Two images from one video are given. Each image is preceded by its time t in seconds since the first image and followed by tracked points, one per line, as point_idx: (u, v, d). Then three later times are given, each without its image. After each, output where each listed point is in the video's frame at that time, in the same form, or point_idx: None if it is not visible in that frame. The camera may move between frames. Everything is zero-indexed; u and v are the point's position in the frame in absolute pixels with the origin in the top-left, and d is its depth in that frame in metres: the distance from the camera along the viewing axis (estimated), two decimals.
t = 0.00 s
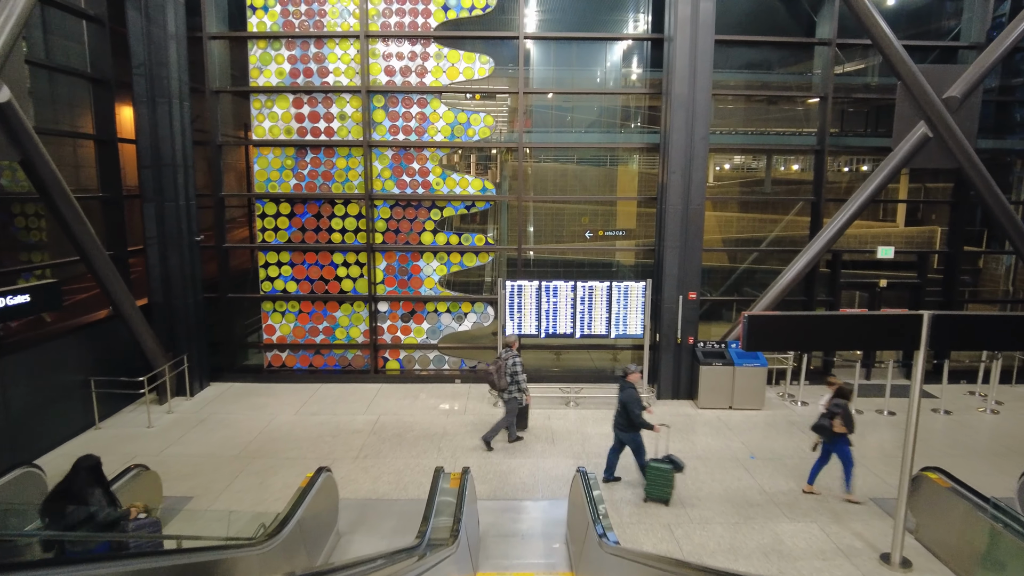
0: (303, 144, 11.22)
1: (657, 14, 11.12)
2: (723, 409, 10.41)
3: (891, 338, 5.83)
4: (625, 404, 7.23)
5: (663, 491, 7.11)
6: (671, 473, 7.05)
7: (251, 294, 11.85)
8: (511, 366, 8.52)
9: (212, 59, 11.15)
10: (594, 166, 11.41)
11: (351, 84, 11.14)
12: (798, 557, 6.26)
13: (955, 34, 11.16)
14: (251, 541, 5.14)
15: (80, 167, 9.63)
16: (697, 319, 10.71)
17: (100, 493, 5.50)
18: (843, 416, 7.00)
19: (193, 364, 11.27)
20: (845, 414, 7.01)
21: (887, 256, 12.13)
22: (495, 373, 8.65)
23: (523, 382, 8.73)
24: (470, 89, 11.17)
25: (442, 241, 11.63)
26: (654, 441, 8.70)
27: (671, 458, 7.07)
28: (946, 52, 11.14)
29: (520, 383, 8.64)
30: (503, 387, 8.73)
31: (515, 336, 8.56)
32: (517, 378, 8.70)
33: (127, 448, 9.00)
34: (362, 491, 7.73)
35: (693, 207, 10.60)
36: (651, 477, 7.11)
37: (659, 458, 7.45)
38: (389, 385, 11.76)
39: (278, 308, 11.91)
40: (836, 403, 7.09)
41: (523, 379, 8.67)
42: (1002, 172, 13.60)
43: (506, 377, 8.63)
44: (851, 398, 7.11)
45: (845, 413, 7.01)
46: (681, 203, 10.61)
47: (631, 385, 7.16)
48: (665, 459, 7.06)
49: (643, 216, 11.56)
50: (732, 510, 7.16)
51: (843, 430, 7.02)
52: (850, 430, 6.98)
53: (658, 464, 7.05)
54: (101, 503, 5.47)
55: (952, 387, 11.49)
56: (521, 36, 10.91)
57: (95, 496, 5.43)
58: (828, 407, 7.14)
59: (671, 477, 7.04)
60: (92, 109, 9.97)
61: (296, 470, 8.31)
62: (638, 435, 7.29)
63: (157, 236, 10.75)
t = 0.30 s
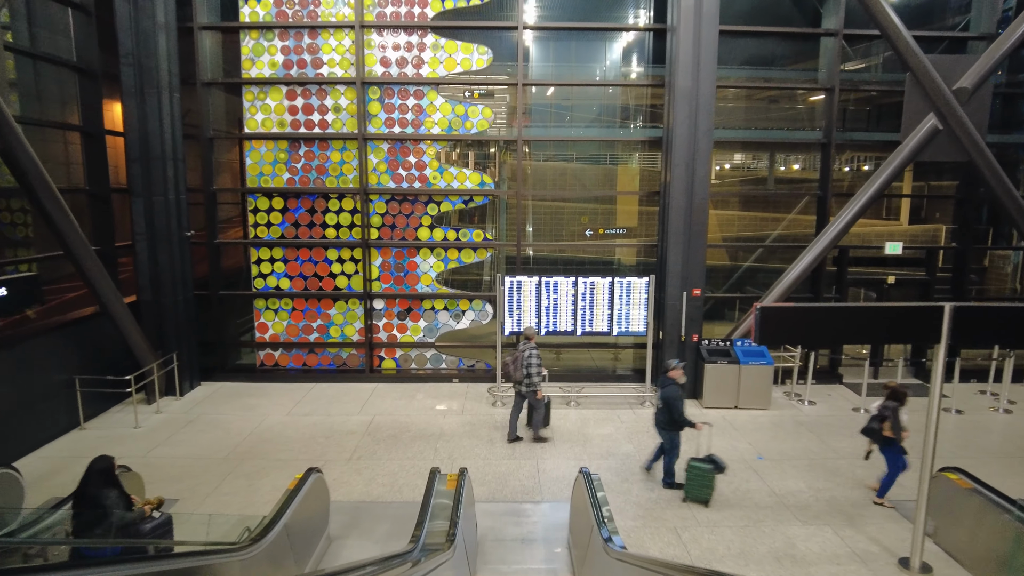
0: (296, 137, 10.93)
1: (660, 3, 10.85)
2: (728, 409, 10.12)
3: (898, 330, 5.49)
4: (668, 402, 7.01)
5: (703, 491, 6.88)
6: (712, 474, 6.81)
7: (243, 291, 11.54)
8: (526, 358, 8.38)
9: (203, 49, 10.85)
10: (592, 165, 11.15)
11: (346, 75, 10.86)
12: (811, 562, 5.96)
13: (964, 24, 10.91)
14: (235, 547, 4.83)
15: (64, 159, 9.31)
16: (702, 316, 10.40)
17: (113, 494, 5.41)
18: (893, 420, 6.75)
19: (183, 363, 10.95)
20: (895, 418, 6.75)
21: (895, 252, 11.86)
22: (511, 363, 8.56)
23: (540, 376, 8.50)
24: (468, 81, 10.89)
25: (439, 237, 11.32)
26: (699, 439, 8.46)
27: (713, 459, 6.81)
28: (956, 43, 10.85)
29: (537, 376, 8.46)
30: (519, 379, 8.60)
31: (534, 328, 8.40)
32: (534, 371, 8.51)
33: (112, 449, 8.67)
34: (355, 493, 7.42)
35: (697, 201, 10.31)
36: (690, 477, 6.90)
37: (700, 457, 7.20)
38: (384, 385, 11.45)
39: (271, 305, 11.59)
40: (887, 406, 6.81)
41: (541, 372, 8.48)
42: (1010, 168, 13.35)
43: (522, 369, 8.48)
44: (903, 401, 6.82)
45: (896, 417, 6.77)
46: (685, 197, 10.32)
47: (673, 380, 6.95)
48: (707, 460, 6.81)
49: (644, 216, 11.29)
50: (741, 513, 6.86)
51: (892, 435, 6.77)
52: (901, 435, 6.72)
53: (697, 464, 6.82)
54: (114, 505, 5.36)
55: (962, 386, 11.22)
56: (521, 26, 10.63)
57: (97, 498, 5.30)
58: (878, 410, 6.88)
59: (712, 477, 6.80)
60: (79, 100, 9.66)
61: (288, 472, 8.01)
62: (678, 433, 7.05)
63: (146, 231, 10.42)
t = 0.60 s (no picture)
0: (289, 131, 10.63)
1: None
2: (734, 412, 9.80)
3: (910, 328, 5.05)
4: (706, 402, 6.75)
5: (747, 495, 6.60)
6: (757, 476, 6.55)
7: (233, 290, 11.20)
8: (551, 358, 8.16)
9: (193, 41, 10.55)
10: (592, 167, 10.87)
11: (340, 68, 10.57)
12: (828, 569, 5.64)
13: (973, 17, 10.65)
14: (217, 554, 4.49)
15: (47, 151, 8.96)
16: (706, 315, 10.08)
17: (133, 478, 5.04)
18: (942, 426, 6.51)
19: (171, 363, 10.59)
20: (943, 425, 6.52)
21: (902, 251, 11.49)
22: (534, 363, 8.34)
23: (563, 377, 8.27)
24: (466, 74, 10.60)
25: (436, 234, 11.01)
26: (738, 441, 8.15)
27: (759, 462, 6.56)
28: (964, 36, 10.63)
29: (561, 376, 8.23)
30: (542, 378, 8.38)
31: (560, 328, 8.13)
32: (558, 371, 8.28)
33: (94, 452, 8.31)
34: (346, 498, 7.07)
35: (701, 197, 10.00)
36: (736, 480, 6.62)
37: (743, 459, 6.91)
38: (379, 386, 11.11)
39: (262, 304, 11.26)
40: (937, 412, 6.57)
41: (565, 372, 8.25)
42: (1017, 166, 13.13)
43: (545, 368, 8.25)
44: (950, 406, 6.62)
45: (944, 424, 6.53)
46: (688, 192, 10.03)
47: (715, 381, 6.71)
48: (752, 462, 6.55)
49: (645, 218, 11.00)
50: (752, 518, 6.54)
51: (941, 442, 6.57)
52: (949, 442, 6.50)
53: (743, 467, 6.55)
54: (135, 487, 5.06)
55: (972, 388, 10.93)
56: (519, 17, 10.34)
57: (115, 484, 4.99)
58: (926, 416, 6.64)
59: (758, 480, 6.53)
60: (63, 90, 9.32)
61: (276, 475, 7.66)
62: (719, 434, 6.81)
63: (133, 227, 10.05)
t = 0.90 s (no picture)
0: (277, 123, 10.29)
1: None
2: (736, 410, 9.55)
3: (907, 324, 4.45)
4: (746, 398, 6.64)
5: (788, 495, 6.40)
6: (798, 475, 6.35)
7: (220, 287, 10.85)
8: (570, 351, 8.09)
9: (178, 29, 10.18)
10: (587, 164, 10.60)
11: (330, 58, 10.25)
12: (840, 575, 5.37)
13: (978, 8, 10.49)
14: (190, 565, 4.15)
15: (23, 142, 8.56)
16: (707, 312, 9.79)
17: (150, 462, 5.18)
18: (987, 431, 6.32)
19: (155, 363, 10.23)
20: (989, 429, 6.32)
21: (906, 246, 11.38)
22: (552, 357, 8.23)
23: (585, 369, 8.14)
24: (459, 63, 10.30)
25: (429, 229, 10.70)
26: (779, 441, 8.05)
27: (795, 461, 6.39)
28: (968, 27, 10.45)
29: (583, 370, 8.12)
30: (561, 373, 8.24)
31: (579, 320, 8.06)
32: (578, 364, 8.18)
33: (70, 455, 7.93)
34: (334, 501, 6.75)
35: (701, 190, 9.69)
36: (777, 479, 6.41)
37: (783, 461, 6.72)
38: (370, 386, 10.80)
39: (250, 302, 10.92)
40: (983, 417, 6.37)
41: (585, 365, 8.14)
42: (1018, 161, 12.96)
43: (564, 362, 8.14)
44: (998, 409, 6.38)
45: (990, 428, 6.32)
46: (689, 185, 9.70)
47: (752, 374, 6.55)
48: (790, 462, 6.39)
49: (643, 216, 10.71)
50: (758, 521, 6.26)
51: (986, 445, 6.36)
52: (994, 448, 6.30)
53: (784, 466, 6.34)
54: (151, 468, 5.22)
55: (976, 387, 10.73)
56: (515, 5, 10.06)
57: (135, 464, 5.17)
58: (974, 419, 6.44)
59: (799, 479, 6.33)
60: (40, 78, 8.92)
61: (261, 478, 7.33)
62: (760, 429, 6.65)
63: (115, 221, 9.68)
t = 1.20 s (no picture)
0: (267, 113, 9.98)
1: None
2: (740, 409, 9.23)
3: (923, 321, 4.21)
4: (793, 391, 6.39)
5: (837, 494, 6.12)
6: (848, 473, 6.09)
7: (207, 283, 10.49)
8: (592, 346, 7.82)
9: (165, 16, 9.86)
10: (586, 160, 10.33)
11: (321, 46, 9.94)
12: None
13: None
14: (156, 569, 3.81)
15: None
16: (710, 308, 9.48)
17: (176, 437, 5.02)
18: None
19: (139, 361, 9.86)
20: None
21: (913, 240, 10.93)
22: (574, 352, 7.98)
23: (608, 365, 7.91)
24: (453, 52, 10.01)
25: (423, 223, 10.38)
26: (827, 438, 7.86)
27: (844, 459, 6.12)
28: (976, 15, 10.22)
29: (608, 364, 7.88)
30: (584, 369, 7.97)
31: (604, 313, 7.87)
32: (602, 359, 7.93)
33: (47, 455, 7.57)
34: (321, 502, 6.41)
35: (703, 181, 9.36)
36: (825, 478, 6.13)
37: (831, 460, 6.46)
38: (362, 385, 10.45)
39: (238, 298, 10.57)
40: None
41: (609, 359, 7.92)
42: None
43: (587, 358, 7.86)
44: None
45: None
46: (691, 174, 9.37)
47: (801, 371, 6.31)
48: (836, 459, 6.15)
49: (643, 215, 10.42)
50: (768, 522, 5.94)
51: None
52: None
53: (833, 463, 6.08)
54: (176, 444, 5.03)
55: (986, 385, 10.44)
56: None
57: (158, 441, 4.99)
58: None
59: (849, 477, 6.08)
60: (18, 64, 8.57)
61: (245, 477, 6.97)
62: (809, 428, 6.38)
63: (97, 214, 9.32)
